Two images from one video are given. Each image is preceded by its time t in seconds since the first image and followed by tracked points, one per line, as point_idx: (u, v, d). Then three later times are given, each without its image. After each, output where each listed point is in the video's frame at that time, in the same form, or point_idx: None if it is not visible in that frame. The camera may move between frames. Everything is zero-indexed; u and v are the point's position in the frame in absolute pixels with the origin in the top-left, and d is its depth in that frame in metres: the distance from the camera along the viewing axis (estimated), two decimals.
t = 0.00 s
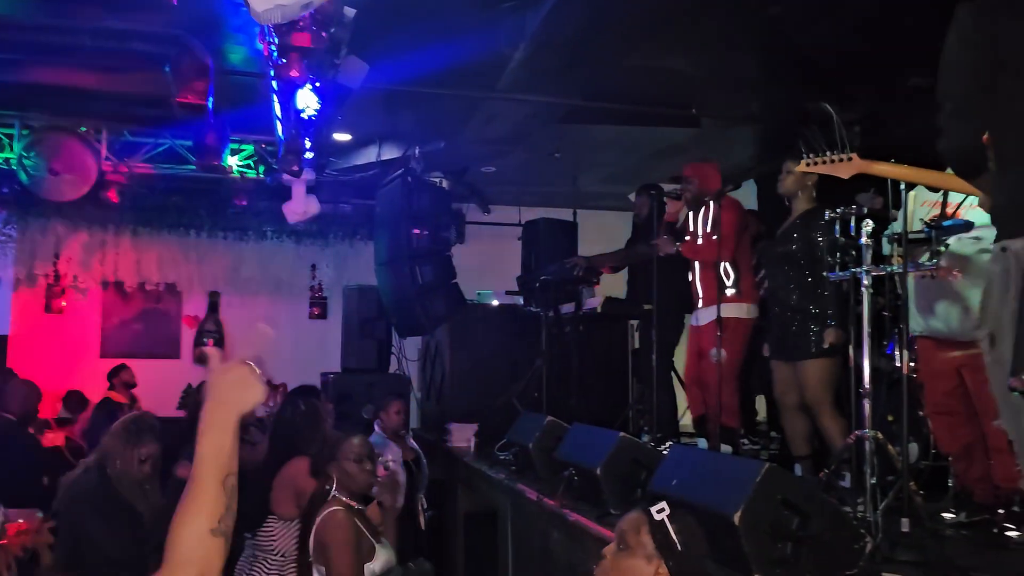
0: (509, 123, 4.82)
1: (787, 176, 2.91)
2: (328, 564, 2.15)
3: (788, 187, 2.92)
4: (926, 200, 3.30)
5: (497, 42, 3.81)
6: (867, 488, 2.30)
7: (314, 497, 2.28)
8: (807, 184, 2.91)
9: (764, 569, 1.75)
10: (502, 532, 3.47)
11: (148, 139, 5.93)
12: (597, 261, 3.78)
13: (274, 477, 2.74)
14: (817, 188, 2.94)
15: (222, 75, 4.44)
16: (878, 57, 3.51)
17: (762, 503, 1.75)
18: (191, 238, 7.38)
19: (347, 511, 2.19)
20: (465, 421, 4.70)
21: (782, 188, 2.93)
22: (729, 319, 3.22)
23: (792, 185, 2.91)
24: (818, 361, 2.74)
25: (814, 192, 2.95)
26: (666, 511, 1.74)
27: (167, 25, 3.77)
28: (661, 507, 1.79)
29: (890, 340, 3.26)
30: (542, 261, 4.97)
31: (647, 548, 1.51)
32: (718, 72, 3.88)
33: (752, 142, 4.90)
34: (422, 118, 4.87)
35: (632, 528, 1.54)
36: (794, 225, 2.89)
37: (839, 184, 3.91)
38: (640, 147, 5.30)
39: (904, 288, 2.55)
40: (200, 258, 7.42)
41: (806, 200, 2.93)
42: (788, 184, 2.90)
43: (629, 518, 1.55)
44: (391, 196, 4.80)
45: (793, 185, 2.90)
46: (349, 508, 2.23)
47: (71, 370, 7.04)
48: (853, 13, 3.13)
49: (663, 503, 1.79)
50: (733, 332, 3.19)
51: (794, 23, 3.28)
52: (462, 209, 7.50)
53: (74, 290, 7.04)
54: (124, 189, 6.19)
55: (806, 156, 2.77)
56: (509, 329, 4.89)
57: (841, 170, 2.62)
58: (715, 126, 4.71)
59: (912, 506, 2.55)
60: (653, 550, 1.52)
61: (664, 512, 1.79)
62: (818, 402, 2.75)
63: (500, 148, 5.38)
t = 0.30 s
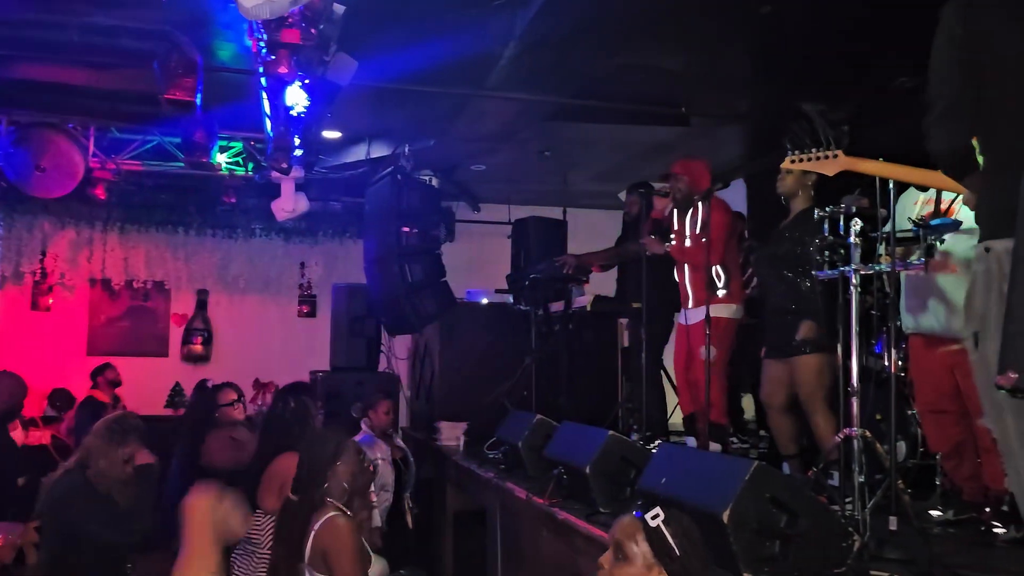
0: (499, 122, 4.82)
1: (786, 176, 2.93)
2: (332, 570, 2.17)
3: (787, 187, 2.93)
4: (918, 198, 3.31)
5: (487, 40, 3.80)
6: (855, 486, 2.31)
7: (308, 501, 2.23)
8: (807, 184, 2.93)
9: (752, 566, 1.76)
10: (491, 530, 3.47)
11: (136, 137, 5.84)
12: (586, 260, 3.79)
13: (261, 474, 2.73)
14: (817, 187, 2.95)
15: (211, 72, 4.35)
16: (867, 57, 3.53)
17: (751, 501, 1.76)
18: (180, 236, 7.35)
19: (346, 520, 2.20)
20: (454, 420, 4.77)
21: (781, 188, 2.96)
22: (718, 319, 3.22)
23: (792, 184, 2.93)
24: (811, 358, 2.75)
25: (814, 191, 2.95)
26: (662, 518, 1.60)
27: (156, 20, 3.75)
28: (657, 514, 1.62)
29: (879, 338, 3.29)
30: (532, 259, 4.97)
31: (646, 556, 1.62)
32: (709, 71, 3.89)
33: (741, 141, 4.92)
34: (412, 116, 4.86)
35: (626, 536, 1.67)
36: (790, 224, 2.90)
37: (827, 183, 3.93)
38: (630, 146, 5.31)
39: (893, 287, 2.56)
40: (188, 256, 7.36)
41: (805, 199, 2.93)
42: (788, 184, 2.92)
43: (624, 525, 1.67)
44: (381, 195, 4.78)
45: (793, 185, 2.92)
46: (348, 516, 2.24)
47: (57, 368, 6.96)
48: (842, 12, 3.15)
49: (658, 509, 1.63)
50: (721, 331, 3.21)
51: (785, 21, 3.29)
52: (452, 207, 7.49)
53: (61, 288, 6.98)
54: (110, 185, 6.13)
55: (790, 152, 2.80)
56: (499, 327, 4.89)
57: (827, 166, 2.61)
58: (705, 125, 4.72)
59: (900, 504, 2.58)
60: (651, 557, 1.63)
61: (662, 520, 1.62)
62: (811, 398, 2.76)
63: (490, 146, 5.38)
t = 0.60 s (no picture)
0: (488, 122, 4.82)
1: (783, 172, 2.92)
2: None
3: (784, 184, 2.92)
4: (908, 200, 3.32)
5: (476, 39, 3.80)
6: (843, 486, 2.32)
7: (299, 502, 2.21)
8: (803, 182, 2.91)
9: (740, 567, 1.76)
10: (480, 531, 3.46)
11: (124, 137, 5.71)
12: (576, 260, 3.80)
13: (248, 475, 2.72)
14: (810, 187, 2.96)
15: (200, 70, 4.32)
16: (855, 58, 3.55)
17: (739, 502, 1.76)
18: (169, 235, 7.28)
19: (345, 523, 2.18)
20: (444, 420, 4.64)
21: (777, 184, 2.95)
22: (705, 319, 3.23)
23: (789, 181, 2.91)
24: (811, 354, 2.78)
25: (807, 191, 2.95)
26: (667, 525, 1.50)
27: (144, 18, 3.73)
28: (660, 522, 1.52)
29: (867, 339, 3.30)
30: (522, 259, 4.97)
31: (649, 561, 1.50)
32: (699, 72, 3.90)
33: (730, 142, 4.94)
34: (402, 115, 4.86)
35: (622, 538, 1.54)
36: (784, 224, 2.89)
37: (815, 183, 3.95)
38: (620, 146, 5.32)
39: (881, 287, 2.56)
40: (178, 255, 7.32)
41: (800, 197, 2.93)
42: (784, 180, 2.91)
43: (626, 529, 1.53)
44: (370, 195, 4.76)
45: (788, 182, 2.91)
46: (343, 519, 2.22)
47: (45, 368, 6.91)
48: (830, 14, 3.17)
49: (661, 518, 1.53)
50: (710, 333, 3.22)
51: (774, 21, 3.30)
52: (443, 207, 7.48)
53: (48, 288, 6.93)
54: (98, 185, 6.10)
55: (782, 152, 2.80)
56: (489, 327, 4.89)
57: (818, 167, 2.61)
58: (695, 125, 4.74)
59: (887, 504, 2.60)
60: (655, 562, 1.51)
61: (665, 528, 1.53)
62: (812, 393, 2.80)
63: (480, 146, 5.38)
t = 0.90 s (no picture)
0: (480, 121, 4.82)
1: (773, 173, 2.93)
2: None
3: (776, 185, 2.92)
4: (900, 200, 3.33)
5: (467, 38, 3.80)
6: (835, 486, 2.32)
7: (299, 504, 2.19)
8: (795, 181, 2.91)
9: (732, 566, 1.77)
10: (473, 530, 3.46)
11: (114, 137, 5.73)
12: (569, 260, 3.80)
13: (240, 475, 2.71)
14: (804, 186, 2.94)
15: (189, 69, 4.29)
16: (847, 59, 3.57)
17: (730, 501, 1.77)
18: (160, 235, 7.25)
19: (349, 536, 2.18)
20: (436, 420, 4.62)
21: (769, 185, 2.95)
22: (698, 317, 3.24)
23: (780, 181, 2.92)
24: (799, 356, 2.79)
25: (802, 190, 2.93)
26: (647, 516, 1.69)
27: (135, 16, 3.72)
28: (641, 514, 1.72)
29: (858, 337, 3.31)
30: (514, 258, 4.97)
31: (631, 552, 1.59)
32: (691, 71, 3.92)
33: (723, 141, 4.95)
34: (394, 114, 4.85)
35: (604, 529, 1.63)
36: (780, 226, 2.91)
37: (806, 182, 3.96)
38: (613, 145, 5.32)
39: (873, 286, 2.57)
40: (169, 255, 7.29)
41: (793, 197, 2.93)
42: (776, 181, 2.92)
43: (603, 520, 1.65)
44: (362, 195, 4.75)
45: (780, 182, 2.91)
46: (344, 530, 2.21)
47: (36, 369, 6.87)
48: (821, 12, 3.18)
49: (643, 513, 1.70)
50: (700, 333, 3.24)
51: (766, 19, 3.31)
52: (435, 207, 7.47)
53: (39, 288, 6.89)
54: (89, 184, 6.10)
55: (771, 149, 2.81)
56: (481, 327, 4.88)
57: (807, 163, 2.60)
58: (687, 125, 4.75)
59: (879, 503, 2.61)
60: (636, 555, 1.59)
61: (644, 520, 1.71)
62: (796, 397, 2.80)
63: (472, 145, 5.38)
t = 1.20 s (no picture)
0: (470, 123, 4.82)
1: (755, 173, 2.91)
2: None
3: (756, 185, 2.91)
4: (886, 201, 3.35)
5: (456, 39, 3.79)
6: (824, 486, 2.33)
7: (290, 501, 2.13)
8: (776, 181, 2.90)
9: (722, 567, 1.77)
10: (463, 532, 3.45)
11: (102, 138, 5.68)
12: (559, 261, 3.81)
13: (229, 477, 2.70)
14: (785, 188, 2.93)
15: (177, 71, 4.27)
16: (834, 61, 3.59)
17: (720, 502, 1.77)
18: (149, 237, 7.21)
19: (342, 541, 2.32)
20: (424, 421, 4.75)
21: (752, 184, 2.93)
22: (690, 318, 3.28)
23: (761, 183, 2.90)
24: (780, 358, 2.78)
25: (784, 190, 2.92)
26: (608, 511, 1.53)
27: (122, 18, 3.70)
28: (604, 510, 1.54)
29: (846, 339, 3.34)
30: (504, 260, 4.97)
31: (598, 552, 1.51)
32: (680, 72, 3.94)
33: (711, 142, 4.97)
34: (384, 116, 4.84)
35: (575, 534, 1.56)
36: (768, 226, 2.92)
37: (794, 183, 3.98)
38: (602, 146, 5.34)
39: (862, 287, 2.58)
40: (158, 257, 7.25)
41: (775, 197, 2.90)
42: (757, 181, 2.90)
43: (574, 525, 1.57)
44: (351, 195, 4.73)
45: (761, 183, 2.90)
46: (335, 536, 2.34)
47: (24, 372, 6.81)
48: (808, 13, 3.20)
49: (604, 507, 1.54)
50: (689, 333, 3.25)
51: (754, 21, 3.33)
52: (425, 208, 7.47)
53: (27, 290, 6.84)
54: (77, 185, 6.06)
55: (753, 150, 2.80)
56: (471, 328, 4.88)
57: (789, 165, 2.60)
58: (676, 126, 4.77)
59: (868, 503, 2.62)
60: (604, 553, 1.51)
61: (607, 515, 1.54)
62: (780, 398, 2.80)
63: (462, 147, 5.38)
